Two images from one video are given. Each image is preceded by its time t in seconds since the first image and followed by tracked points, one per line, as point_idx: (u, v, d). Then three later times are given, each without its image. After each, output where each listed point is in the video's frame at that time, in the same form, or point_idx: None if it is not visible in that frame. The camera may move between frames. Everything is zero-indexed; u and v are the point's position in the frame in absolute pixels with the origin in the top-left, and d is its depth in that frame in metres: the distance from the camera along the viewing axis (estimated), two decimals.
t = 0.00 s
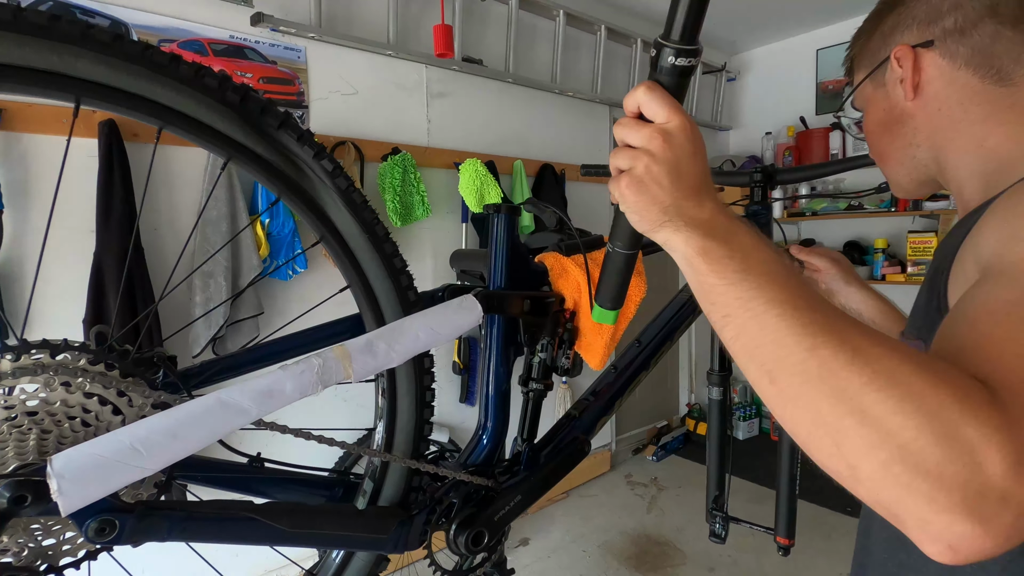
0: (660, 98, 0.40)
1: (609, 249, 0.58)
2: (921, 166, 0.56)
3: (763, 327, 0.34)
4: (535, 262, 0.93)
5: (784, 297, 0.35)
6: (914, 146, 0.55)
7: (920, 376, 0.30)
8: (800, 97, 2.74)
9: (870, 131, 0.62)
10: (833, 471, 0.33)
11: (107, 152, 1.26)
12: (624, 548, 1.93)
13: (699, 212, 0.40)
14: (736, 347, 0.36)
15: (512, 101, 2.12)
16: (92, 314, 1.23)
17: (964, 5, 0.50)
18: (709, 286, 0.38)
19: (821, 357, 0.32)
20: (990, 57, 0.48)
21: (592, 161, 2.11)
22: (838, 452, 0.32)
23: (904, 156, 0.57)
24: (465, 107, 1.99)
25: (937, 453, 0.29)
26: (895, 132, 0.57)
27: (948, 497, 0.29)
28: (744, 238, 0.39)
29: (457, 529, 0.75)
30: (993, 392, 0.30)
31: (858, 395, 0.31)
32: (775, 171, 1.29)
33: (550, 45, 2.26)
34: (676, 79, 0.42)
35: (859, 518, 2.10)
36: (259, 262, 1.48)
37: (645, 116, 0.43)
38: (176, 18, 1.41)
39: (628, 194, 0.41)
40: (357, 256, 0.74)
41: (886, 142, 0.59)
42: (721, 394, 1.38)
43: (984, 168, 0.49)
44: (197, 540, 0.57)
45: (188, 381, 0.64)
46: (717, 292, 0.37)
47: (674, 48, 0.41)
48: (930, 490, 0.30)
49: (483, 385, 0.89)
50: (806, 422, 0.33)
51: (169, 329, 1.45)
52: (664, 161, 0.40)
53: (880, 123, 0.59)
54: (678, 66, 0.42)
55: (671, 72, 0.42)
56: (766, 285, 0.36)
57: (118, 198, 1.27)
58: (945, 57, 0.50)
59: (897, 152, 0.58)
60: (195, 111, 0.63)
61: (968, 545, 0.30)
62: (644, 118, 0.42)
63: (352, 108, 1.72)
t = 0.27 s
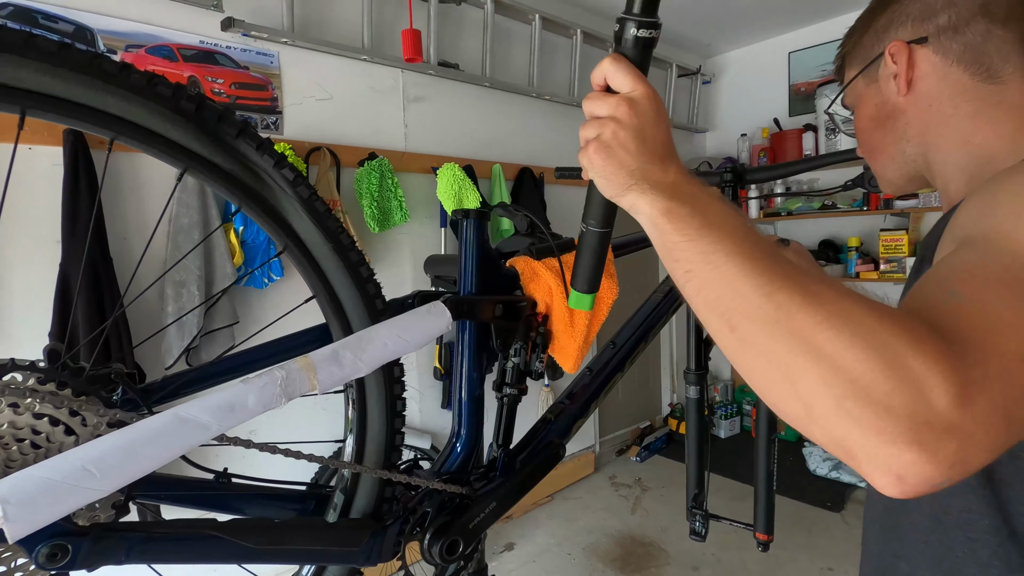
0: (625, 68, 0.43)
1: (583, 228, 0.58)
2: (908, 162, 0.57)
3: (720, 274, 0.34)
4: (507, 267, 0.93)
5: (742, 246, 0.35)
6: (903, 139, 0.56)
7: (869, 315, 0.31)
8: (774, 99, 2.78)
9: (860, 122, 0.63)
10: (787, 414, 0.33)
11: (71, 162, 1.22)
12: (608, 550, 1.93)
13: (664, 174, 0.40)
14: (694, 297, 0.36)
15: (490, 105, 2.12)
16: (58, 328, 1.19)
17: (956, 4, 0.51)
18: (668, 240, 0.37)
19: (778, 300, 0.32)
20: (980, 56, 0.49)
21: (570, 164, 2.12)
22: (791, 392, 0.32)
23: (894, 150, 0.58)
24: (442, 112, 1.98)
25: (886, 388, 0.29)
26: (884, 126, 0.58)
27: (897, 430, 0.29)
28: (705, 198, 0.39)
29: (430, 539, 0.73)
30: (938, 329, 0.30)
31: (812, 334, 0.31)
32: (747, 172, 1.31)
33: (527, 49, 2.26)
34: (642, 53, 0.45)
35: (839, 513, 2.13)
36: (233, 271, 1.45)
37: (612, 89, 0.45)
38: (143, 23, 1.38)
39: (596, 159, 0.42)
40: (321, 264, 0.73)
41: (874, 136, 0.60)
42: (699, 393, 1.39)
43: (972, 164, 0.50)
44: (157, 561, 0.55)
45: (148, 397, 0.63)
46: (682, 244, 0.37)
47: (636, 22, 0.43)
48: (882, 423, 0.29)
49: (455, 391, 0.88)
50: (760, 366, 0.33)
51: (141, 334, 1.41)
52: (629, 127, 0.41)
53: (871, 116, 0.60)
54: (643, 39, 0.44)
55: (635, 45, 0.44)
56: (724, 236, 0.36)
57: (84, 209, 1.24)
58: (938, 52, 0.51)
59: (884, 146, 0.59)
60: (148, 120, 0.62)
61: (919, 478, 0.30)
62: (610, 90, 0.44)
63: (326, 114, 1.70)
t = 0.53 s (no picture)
0: (593, 46, 0.44)
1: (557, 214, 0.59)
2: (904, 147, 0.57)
3: (694, 242, 0.35)
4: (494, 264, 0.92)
5: (714, 216, 0.36)
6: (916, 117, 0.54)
7: (841, 275, 0.31)
8: (761, 91, 2.79)
9: (855, 97, 0.60)
10: (764, 377, 0.33)
11: (52, 166, 1.20)
12: (604, 544, 1.94)
13: (635, 150, 0.41)
14: (670, 267, 0.36)
15: (477, 101, 2.11)
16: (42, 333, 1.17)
17: None
18: (642, 213, 0.38)
19: (751, 263, 0.33)
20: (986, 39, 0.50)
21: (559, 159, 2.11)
22: (767, 352, 0.32)
23: (897, 128, 0.56)
24: (430, 109, 1.97)
25: (861, 342, 0.29)
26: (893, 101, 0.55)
27: (873, 384, 0.29)
28: (677, 173, 0.40)
29: (422, 538, 0.73)
30: (910, 285, 0.30)
31: (785, 294, 0.31)
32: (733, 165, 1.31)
33: (513, 45, 2.25)
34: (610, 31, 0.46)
35: (832, 501, 2.14)
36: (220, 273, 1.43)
37: (582, 69, 0.46)
38: (122, 23, 1.35)
39: (568, 135, 0.43)
40: (303, 259, 0.73)
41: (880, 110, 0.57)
42: (690, 386, 1.39)
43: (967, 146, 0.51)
44: (141, 567, 0.54)
45: (129, 401, 0.61)
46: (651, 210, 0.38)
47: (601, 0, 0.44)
48: (857, 377, 0.29)
49: (444, 389, 0.87)
50: (736, 329, 0.33)
51: (124, 333, 1.39)
52: (600, 103, 0.42)
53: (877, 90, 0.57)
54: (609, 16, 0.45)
55: (604, 23, 0.45)
56: (698, 206, 0.36)
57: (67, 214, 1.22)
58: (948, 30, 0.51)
59: (891, 121, 0.56)
60: (122, 116, 0.61)
61: (897, 435, 0.29)
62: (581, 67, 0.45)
63: (312, 113, 1.68)
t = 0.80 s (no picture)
0: (584, 17, 0.43)
1: (539, 194, 0.58)
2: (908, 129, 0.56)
3: (685, 220, 0.34)
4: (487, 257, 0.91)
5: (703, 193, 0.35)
6: (927, 100, 0.53)
7: (835, 252, 0.31)
8: (757, 83, 2.77)
9: (861, 75, 0.59)
10: (756, 360, 0.32)
11: (43, 163, 1.19)
12: (603, 537, 1.94)
13: (624, 125, 0.40)
14: (659, 246, 0.36)
15: (472, 94, 2.10)
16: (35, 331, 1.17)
17: None
18: (631, 188, 0.37)
19: (743, 240, 0.32)
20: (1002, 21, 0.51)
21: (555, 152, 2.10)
22: (758, 332, 0.31)
23: (905, 109, 0.55)
24: (425, 103, 1.95)
25: (856, 320, 0.29)
26: (904, 81, 0.54)
27: (868, 363, 0.28)
28: (666, 150, 0.39)
29: (415, 532, 0.73)
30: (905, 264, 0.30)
31: (777, 271, 0.31)
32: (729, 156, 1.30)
33: (509, 37, 2.24)
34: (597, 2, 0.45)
35: (830, 492, 2.15)
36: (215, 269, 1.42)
37: (571, 40, 0.46)
38: (111, 17, 1.34)
39: (555, 109, 0.42)
40: (293, 255, 0.73)
41: (888, 92, 0.55)
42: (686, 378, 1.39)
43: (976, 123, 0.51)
44: (129, 566, 0.54)
45: (117, 399, 0.61)
46: (640, 192, 0.37)
47: None
48: (852, 356, 0.29)
49: (438, 384, 0.87)
50: (727, 310, 0.32)
51: (117, 327, 1.38)
52: (589, 75, 0.42)
53: (887, 70, 0.55)
54: None
55: None
56: (689, 184, 0.36)
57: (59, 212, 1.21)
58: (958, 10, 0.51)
59: (899, 103, 0.55)
60: (105, 111, 0.60)
61: (893, 416, 0.29)
62: (571, 38, 0.45)
63: (306, 107, 1.66)
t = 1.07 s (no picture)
0: None
1: (523, 173, 0.63)
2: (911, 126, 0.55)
3: (678, 203, 0.34)
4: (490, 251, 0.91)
5: (699, 178, 0.35)
6: (925, 94, 0.53)
7: (831, 237, 0.31)
8: (761, 81, 2.76)
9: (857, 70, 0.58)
10: (748, 347, 0.32)
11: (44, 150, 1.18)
12: (601, 533, 1.94)
13: (618, 105, 0.41)
14: (652, 230, 0.36)
15: (475, 89, 2.09)
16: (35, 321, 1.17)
17: None
18: (622, 168, 0.38)
19: (736, 223, 0.32)
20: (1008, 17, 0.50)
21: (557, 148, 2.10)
22: (750, 317, 0.31)
23: (903, 103, 0.54)
24: (427, 97, 1.95)
25: (851, 306, 0.28)
26: (904, 75, 0.54)
27: (863, 349, 0.28)
28: (657, 129, 0.40)
29: (413, 525, 0.72)
30: (903, 252, 0.30)
31: (771, 255, 0.31)
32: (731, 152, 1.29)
33: (512, 32, 2.23)
34: None
35: (828, 491, 2.15)
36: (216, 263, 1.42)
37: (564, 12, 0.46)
38: (113, 7, 1.33)
39: (546, 82, 0.42)
40: (293, 244, 0.72)
41: (886, 86, 0.55)
42: (685, 376, 1.39)
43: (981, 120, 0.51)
44: (126, 554, 0.54)
45: (116, 387, 0.60)
46: (629, 172, 0.37)
47: None
48: (848, 343, 0.28)
49: (437, 378, 0.87)
50: (720, 295, 0.32)
51: (117, 318, 1.38)
52: (583, 49, 0.42)
53: (885, 64, 0.55)
54: None
55: None
56: (684, 166, 0.36)
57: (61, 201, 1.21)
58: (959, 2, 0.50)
59: (898, 97, 0.54)
60: (105, 97, 0.60)
61: (887, 405, 0.28)
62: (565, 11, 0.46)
63: (308, 100, 1.66)
